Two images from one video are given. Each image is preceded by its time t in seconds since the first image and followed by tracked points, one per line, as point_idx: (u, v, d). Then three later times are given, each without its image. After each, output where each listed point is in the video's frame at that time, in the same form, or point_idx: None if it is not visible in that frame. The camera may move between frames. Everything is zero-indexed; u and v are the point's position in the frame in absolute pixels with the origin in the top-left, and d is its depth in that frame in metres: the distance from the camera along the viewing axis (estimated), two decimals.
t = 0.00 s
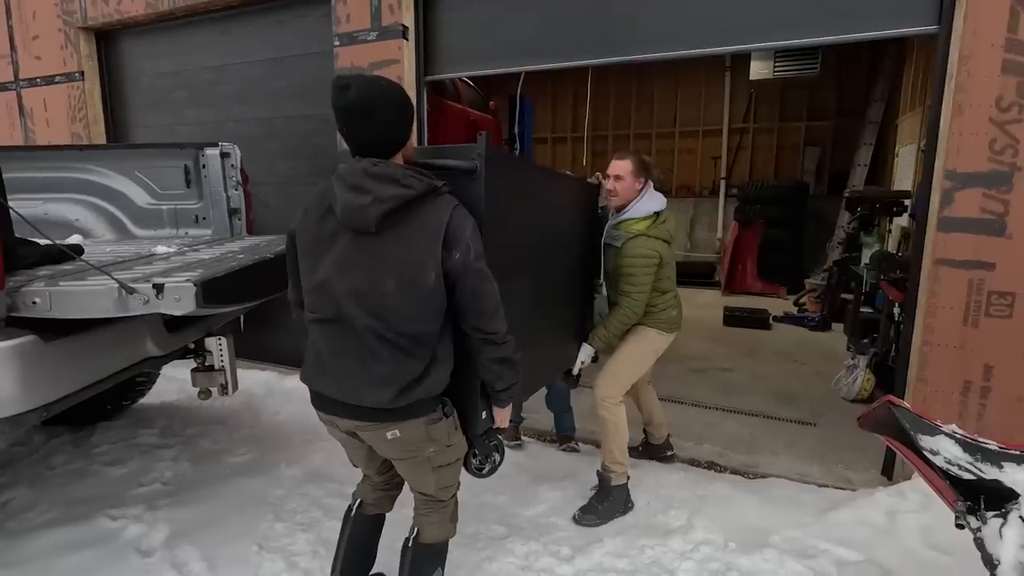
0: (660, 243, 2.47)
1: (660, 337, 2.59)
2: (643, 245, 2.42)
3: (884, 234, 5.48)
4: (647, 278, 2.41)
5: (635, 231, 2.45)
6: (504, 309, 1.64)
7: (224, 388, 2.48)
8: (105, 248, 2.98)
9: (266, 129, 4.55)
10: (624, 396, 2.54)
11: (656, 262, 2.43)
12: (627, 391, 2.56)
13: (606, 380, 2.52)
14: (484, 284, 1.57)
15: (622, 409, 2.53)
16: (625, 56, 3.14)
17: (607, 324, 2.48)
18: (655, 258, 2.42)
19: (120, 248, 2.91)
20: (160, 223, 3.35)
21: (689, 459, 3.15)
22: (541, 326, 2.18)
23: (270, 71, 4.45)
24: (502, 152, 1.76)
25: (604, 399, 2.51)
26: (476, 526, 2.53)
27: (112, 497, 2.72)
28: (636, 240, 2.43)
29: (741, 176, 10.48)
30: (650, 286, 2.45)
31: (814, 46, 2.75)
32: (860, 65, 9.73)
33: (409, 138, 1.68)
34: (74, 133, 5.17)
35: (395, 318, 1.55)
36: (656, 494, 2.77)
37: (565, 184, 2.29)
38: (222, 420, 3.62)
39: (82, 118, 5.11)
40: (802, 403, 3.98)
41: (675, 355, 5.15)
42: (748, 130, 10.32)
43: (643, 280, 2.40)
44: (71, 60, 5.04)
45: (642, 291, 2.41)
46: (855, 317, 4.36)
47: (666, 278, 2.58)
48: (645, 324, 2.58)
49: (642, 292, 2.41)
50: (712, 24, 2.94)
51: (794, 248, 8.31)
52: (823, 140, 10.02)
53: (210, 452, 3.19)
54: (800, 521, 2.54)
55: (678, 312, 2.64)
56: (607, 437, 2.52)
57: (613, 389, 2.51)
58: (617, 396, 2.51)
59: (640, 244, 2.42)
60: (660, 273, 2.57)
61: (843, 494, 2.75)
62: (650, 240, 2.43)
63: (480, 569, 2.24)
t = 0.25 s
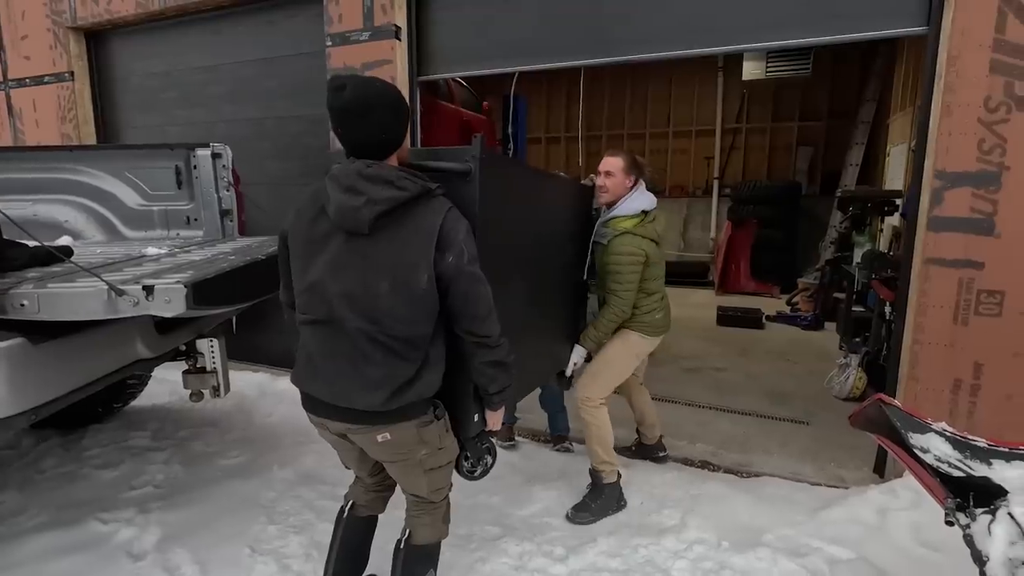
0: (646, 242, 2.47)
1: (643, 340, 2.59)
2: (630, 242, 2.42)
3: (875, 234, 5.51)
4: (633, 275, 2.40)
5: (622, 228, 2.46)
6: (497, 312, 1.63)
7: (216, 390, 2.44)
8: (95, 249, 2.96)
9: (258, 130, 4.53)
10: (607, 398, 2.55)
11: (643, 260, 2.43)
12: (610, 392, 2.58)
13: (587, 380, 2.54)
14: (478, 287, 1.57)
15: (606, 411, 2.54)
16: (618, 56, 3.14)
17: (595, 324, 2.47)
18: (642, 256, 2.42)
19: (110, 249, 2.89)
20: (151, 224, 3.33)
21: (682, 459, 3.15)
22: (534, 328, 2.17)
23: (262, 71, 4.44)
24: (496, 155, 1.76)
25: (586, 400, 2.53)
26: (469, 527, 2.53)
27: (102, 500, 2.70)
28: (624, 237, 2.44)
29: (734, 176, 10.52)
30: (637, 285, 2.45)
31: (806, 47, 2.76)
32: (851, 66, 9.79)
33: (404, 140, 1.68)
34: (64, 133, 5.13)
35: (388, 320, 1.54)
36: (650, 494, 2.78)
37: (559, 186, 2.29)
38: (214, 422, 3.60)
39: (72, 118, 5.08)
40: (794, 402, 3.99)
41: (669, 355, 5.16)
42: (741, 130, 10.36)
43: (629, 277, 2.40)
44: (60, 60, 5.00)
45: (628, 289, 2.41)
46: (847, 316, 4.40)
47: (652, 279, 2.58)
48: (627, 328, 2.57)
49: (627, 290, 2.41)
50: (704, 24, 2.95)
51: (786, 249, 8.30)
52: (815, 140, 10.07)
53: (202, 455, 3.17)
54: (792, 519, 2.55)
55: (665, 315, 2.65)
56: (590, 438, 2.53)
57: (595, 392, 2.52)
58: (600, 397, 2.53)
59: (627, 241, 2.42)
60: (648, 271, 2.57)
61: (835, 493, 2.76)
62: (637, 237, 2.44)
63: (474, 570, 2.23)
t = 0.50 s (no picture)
0: (641, 239, 2.47)
1: (638, 338, 2.59)
2: (625, 239, 2.43)
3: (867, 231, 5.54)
4: (628, 272, 2.41)
5: (618, 225, 2.46)
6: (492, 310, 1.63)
7: (209, 393, 2.39)
8: (85, 251, 2.94)
9: (250, 130, 4.51)
10: (602, 397, 2.56)
11: (639, 257, 2.44)
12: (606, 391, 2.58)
13: (581, 379, 2.55)
14: (473, 285, 1.56)
15: (600, 410, 2.55)
16: (611, 55, 3.14)
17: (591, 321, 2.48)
18: (637, 252, 2.43)
19: (100, 251, 2.87)
20: (142, 225, 3.31)
21: (678, 456, 3.16)
22: (530, 326, 2.17)
23: (253, 71, 4.42)
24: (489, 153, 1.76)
25: (581, 398, 2.53)
26: (465, 526, 2.52)
27: (95, 504, 2.68)
28: (620, 233, 2.44)
29: (727, 174, 10.55)
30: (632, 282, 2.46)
31: (798, 45, 2.77)
32: (842, 64, 9.83)
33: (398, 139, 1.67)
34: (53, 135, 5.09)
35: (383, 318, 1.54)
36: (645, 492, 2.78)
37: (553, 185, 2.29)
38: (208, 424, 3.58)
39: (61, 119, 5.04)
40: (788, 399, 4.00)
41: (663, 353, 5.17)
42: (734, 129, 10.39)
43: (624, 274, 2.41)
44: (49, 61, 4.96)
45: (623, 286, 2.41)
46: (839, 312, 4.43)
47: (647, 277, 2.59)
48: (623, 325, 2.58)
49: (622, 288, 2.41)
50: (696, 23, 2.96)
51: (778, 244, 8.41)
52: (807, 138, 10.11)
53: (196, 457, 3.16)
54: (787, 515, 2.56)
55: (659, 313, 2.65)
56: (585, 437, 2.54)
57: (590, 390, 2.53)
58: (594, 396, 2.54)
59: (622, 238, 2.43)
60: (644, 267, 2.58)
61: (829, 488, 2.78)
62: (632, 234, 2.44)
63: (470, 570, 2.23)
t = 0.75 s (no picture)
0: (642, 233, 2.48)
1: (638, 334, 2.59)
2: (626, 233, 2.43)
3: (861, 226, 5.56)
4: (629, 266, 2.41)
5: (620, 218, 2.46)
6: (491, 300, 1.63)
7: (204, 394, 2.39)
8: (76, 253, 2.92)
9: (242, 131, 4.49)
10: (600, 394, 2.56)
11: (639, 252, 2.44)
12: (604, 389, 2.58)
13: (580, 376, 2.55)
14: (472, 275, 1.57)
15: (599, 406, 2.55)
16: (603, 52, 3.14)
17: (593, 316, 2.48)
18: (638, 246, 2.43)
19: (93, 253, 2.85)
20: (134, 227, 3.29)
21: (674, 452, 3.16)
22: (528, 322, 2.17)
23: (245, 71, 4.40)
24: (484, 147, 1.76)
25: (580, 395, 2.53)
26: (463, 525, 2.52)
27: (90, 508, 2.67)
28: (621, 227, 2.45)
29: (721, 171, 10.57)
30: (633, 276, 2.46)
31: (789, 41, 2.77)
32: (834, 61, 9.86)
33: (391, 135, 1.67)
34: (44, 137, 5.06)
35: (384, 309, 1.53)
36: (642, 488, 2.78)
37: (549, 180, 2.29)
38: (203, 426, 3.57)
39: (52, 121, 5.00)
40: (783, 394, 4.02)
41: (659, 350, 5.18)
42: (727, 126, 10.40)
43: (624, 267, 2.40)
44: (38, 63, 4.93)
45: (623, 279, 2.41)
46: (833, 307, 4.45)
47: (646, 271, 2.60)
48: (622, 321, 2.57)
49: (623, 282, 2.41)
50: (688, 20, 2.96)
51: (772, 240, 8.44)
52: (800, 134, 10.14)
53: (191, 460, 3.15)
54: (783, 509, 2.57)
55: (657, 308, 2.65)
56: (585, 434, 2.55)
57: (589, 388, 2.52)
58: (594, 394, 2.53)
59: (623, 231, 2.44)
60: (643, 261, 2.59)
61: (825, 482, 2.79)
62: (633, 228, 2.45)
63: (468, 568, 2.23)
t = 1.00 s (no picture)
0: (647, 228, 2.49)
1: (637, 331, 2.60)
2: (630, 226, 2.44)
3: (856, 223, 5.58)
4: (631, 259, 2.41)
5: (626, 212, 2.47)
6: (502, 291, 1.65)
7: (202, 395, 2.37)
8: (72, 255, 2.91)
9: (238, 132, 4.49)
10: (601, 390, 2.55)
11: (643, 246, 2.45)
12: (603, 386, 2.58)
13: (582, 372, 2.55)
14: (484, 266, 1.58)
15: (599, 403, 2.55)
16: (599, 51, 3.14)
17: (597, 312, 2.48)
18: (642, 241, 2.44)
19: (88, 255, 2.85)
20: (131, 229, 3.28)
21: (673, 449, 3.17)
22: (534, 319, 2.17)
23: (240, 72, 4.39)
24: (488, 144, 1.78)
25: (583, 391, 2.53)
26: (462, 524, 2.52)
27: (87, 511, 2.66)
28: (626, 221, 2.45)
29: (716, 169, 10.59)
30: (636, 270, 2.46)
31: (785, 38, 2.78)
32: (828, 59, 9.89)
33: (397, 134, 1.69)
34: (38, 139, 5.04)
35: (401, 301, 1.54)
36: (641, 485, 2.79)
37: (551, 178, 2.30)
38: (200, 428, 3.56)
39: (45, 123, 4.98)
40: (780, 390, 4.03)
41: (656, 348, 5.19)
42: (723, 124, 10.42)
43: (627, 260, 2.41)
44: (31, 65, 4.90)
45: (626, 272, 2.41)
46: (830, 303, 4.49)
47: (649, 267, 2.61)
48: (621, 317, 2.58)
49: (626, 275, 2.41)
50: (683, 18, 2.97)
51: (766, 239, 8.45)
52: (795, 132, 10.17)
53: (189, 462, 3.14)
54: (781, 505, 2.58)
55: (658, 307, 2.65)
56: (584, 431, 2.55)
57: (589, 384, 2.53)
58: (594, 390, 2.54)
59: (628, 225, 2.44)
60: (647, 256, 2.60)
61: (822, 478, 2.80)
62: (638, 222, 2.45)
63: (468, 567, 2.23)
